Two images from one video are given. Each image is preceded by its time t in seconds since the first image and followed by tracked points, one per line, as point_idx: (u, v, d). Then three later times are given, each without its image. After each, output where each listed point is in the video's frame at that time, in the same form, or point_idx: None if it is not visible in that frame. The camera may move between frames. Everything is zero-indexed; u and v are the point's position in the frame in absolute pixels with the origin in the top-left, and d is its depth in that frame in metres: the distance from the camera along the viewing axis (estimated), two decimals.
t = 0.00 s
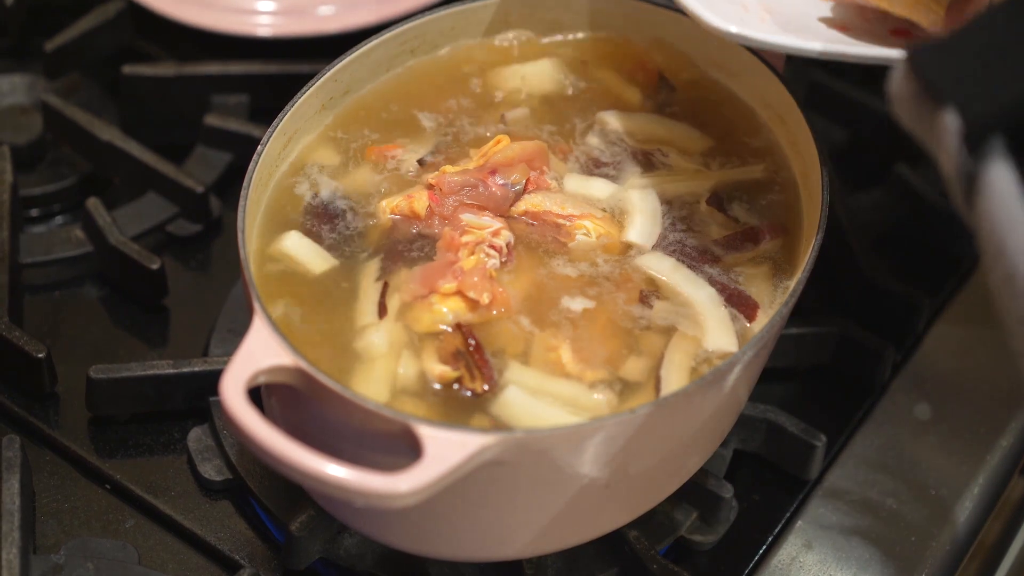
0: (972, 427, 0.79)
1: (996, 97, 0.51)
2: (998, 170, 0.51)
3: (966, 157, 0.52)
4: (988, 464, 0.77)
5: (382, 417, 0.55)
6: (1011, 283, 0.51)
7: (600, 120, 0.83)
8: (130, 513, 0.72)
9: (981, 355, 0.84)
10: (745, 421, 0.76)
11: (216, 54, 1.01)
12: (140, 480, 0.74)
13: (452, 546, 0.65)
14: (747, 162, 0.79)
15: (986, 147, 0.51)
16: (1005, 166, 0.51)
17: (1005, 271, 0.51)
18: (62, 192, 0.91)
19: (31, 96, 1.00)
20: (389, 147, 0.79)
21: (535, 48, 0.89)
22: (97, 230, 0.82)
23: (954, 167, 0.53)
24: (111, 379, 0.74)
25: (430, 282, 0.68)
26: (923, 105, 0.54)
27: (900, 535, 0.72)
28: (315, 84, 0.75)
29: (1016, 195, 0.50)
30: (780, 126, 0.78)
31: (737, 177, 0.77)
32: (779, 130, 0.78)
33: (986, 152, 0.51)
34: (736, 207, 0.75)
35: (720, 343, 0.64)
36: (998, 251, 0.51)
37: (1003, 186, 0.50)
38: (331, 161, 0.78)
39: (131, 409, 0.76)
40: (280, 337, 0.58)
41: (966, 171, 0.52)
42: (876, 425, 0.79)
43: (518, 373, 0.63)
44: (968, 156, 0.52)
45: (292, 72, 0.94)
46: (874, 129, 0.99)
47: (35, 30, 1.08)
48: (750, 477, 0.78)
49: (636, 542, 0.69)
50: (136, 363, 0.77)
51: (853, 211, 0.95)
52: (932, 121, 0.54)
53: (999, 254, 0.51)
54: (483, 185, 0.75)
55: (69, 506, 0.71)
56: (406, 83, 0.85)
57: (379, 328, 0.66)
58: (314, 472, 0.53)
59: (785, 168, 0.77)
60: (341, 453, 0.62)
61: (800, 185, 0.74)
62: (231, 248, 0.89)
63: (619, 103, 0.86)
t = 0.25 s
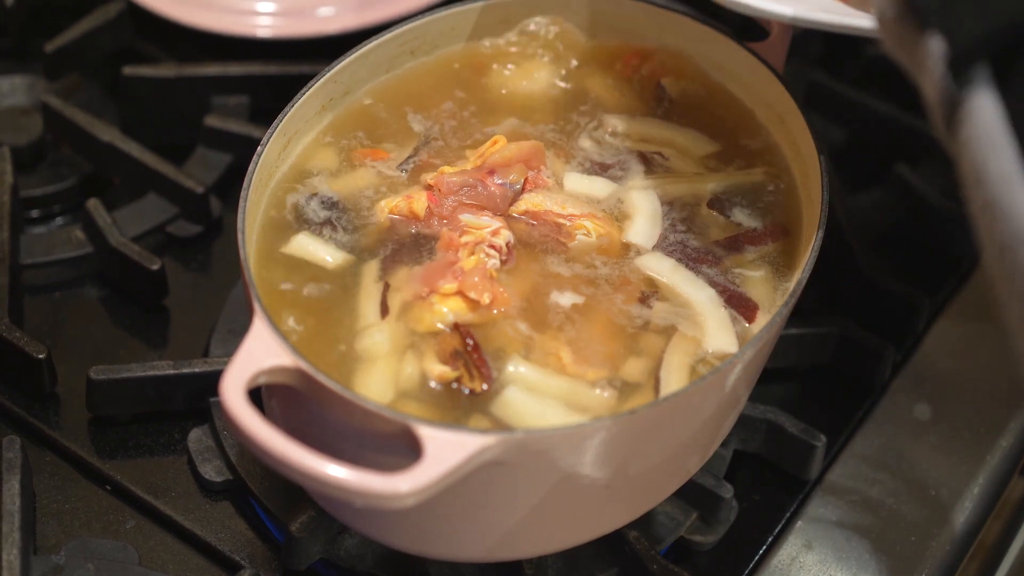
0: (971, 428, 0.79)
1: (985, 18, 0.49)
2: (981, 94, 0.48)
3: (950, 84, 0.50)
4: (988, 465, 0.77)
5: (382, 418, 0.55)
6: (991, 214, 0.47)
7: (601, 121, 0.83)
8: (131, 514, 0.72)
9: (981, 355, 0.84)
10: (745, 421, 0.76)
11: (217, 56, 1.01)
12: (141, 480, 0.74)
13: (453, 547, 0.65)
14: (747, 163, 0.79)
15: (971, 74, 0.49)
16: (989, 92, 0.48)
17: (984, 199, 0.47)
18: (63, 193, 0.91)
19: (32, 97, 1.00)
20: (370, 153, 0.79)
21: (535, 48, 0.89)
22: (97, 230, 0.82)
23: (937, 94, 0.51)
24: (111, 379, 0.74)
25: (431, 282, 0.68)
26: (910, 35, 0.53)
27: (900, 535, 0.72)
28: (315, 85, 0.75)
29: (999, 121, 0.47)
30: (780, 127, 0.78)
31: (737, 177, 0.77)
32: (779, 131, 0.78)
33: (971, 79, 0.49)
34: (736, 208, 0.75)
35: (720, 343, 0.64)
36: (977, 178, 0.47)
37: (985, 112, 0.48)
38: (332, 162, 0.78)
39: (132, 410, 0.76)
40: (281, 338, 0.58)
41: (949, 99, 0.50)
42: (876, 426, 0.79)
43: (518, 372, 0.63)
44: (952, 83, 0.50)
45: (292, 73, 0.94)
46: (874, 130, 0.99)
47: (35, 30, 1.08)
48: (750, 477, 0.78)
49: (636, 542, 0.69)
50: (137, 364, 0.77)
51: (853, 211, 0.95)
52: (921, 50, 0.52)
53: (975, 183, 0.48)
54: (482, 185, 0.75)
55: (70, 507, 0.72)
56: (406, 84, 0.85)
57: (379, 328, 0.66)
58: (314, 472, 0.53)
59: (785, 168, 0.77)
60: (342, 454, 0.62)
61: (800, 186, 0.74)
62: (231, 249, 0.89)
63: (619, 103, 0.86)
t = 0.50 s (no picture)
0: (971, 428, 0.80)
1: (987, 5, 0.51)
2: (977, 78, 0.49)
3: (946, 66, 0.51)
4: (988, 465, 0.77)
5: (382, 419, 0.55)
6: (981, 190, 0.45)
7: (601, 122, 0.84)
8: (131, 515, 0.72)
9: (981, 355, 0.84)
10: (746, 422, 0.76)
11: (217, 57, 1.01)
12: (141, 481, 0.74)
13: (453, 548, 0.65)
14: (747, 164, 0.79)
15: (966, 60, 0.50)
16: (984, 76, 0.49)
17: (975, 182, 0.46)
18: (63, 194, 0.91)
19: (32, 98, 1.00)
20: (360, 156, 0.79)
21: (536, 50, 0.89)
22: (97, 231, 0.82)
23: (933, 74, 0.51)
24: (112, 380, 0.74)
25: (432, 283, 0.68)
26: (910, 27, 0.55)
27: (900, 535, 0.73)
28: (315, 87, 0.75)
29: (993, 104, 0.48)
30: (779, 127, 0.78)
31: (737, 178, 0.77)
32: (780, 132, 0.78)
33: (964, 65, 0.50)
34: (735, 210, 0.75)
35: (721, 344, 0.64)
36: (968, 161, 0.47)
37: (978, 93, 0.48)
38: (331, 163, 0.78)
39: (133, 411, 0.76)
40: (281, 339, 0.58)
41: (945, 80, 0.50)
42: (876, 427, 0.80)
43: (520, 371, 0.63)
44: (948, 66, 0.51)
45: (293, 73, 0.94)
46: (874, 130, 0.99)
47: (35, 31, 1.08)
48: (750, 477, 0.78)
49: (637, 542, 0.69)
50: (138, 365, 0.77)
51: (853, 212, 0.95)
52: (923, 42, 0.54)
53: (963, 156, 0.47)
54: (480, 186, 0.75)
55: (71, 508, 0.72)
56: (407, 85, 0.85)
57: (380, 329, 0.66)
58: (315, 473, 0.53)
59: (785, 169, 0.77)
60: (343, 455, 0.62)
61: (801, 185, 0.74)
62: (232, 250, 0.89)
63: (618, 104, 0.86)
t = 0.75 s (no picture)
0: (972, 429, 0.79)
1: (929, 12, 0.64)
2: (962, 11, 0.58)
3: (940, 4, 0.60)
4: (989, 466, 0.77)
5: (383, 420, 0.55)
6: (966, 133, 0.48)
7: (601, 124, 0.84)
8: (131, 516, 0.72)
9: (982, 357, 0.84)
10: (745, 424, 0.76)
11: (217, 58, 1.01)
12: (142, 483, 0.74)
13: (453, 550, 0.65)
14: (747, 167, 0.79)
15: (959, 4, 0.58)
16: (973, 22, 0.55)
17: (967, 125, 0.48)
18: (64, 195, 0.91)
19: (33, 99, 1.00)
20: (352, 159, 0.78)
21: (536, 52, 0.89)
22: (98, 232, 0.82)
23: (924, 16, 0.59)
24: (112, 381, 0.74)
25: (432, 284, 0.68)
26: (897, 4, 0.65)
27: (901, 537, 0.73)
28: (315, 88, 0.75)
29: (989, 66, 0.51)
30: (780, 129, 0.78)
31: (737, 181, 0.77)
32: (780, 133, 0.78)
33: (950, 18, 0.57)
34: (735, 212, 0.75)
35: (721, 346, 0.64)
36: (960, 102, 0.49)
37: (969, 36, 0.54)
38: (331, 164, 0.78)
39: (133, 412, 0.76)
40: (283, 340, 0.58)
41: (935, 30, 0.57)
42: (877, 429, 0.79)
43: (520, 372, 0.63)
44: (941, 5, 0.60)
45: (293, 74, 0.94)
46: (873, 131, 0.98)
47: (36, 32, 1.08)
48: (751, 479, 0.78)
49: (637, 544, 0.69)
50: (138, 366, 0.77)
51: (852, 215, 0.95)
52: None
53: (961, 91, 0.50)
54: (478, 188, 0.74)
55: (71, 510, 0.71)
56: (407, 86, 0.85)
57: (380, 330, 0.66)
58: (316, 474, 0.53)
59: (785, 171, 0.77)
60: (343, 456, 0.62)
61: (801, 187, 0.74)
62: (232, 251, 0.89)
63: (618, 105, 0.86)
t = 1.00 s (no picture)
0: (972, 429, 0.79)
1: None
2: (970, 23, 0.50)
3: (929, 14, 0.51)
4: (989, 467, 0.77)
5: (383, 421, 0.55)
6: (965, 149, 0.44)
7: (601, 124, 0.84)
8: (131, 517, 0.72)
9: (982, 356, 0.84)
10: (746, 425, 0.76)
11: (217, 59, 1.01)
12: (142, 484, 0.74)
13: (453, 550, 0.65)
14: (747, 167, 0.79)
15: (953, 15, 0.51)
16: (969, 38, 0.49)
17: (960, 140, 0.45)
18: (64, 197, 0.91)
19: (33, 101, 1.00)
20: (353, 160, 0.78)
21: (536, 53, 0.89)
22: (97, 234, 0.82)
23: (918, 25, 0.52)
24: (112, 383, 0.74)
25: (432, 285, 0.68)
26: None
27: (901, 537, 0.72)
28: (314, 89, 0.76)
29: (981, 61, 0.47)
30: (780, 130, 0.78)
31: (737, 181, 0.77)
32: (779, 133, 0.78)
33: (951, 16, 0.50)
34: (735, 213, 0.75)
35: (720, 347, 0.64)
36: (954, 115, 0.46)
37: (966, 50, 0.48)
38: (331, 164, 0.78)
39: (133, 414, 0.76)
40: (282, 342, 0.58)
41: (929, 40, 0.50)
42: (878, 429, 0.79)
43: (519, 373, 0.63)
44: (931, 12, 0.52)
45: (293, 75, 0.94)
46: (874, 131, 0.98)
47: (36, 35, 1.08)
48: (751, 480, 0.78)
49: (637, 545, 0.69)
50: (138, 367, 0.77)
51: (852, 214, 0.95)
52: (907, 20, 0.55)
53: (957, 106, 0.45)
54: (476, 188, 0.74)
55: (71, 511, 0.72)
56: (407, 87, 0.85)
57: (380, 331, 0.66)
58: (315, 475, 0.53)
59: (786, 172, 0.77)
60: (343, 457, 0.62)
61: (801, 188, 0.74)
62: (232, 252, 0.89)
63: (617, 106, 0.86)
